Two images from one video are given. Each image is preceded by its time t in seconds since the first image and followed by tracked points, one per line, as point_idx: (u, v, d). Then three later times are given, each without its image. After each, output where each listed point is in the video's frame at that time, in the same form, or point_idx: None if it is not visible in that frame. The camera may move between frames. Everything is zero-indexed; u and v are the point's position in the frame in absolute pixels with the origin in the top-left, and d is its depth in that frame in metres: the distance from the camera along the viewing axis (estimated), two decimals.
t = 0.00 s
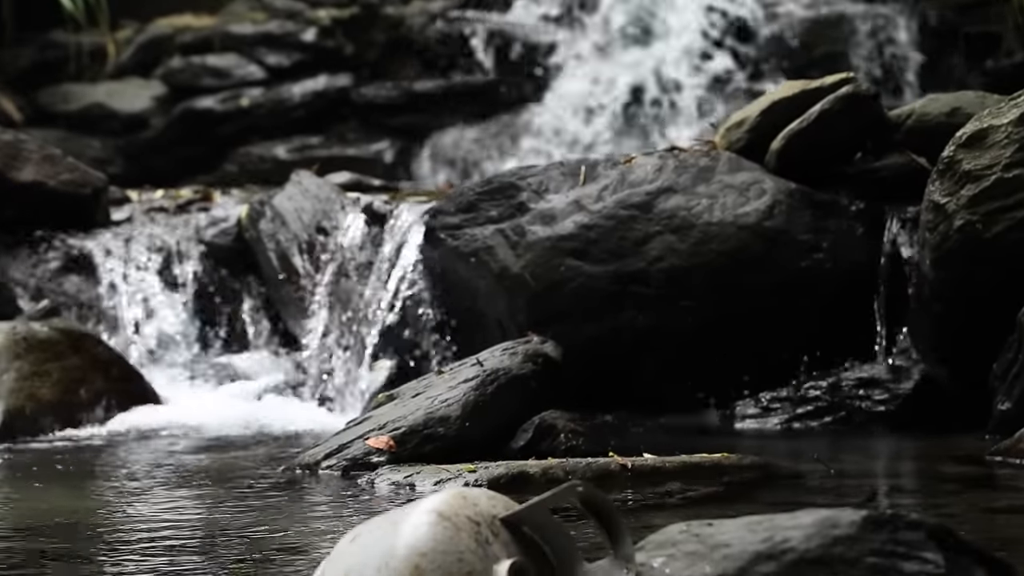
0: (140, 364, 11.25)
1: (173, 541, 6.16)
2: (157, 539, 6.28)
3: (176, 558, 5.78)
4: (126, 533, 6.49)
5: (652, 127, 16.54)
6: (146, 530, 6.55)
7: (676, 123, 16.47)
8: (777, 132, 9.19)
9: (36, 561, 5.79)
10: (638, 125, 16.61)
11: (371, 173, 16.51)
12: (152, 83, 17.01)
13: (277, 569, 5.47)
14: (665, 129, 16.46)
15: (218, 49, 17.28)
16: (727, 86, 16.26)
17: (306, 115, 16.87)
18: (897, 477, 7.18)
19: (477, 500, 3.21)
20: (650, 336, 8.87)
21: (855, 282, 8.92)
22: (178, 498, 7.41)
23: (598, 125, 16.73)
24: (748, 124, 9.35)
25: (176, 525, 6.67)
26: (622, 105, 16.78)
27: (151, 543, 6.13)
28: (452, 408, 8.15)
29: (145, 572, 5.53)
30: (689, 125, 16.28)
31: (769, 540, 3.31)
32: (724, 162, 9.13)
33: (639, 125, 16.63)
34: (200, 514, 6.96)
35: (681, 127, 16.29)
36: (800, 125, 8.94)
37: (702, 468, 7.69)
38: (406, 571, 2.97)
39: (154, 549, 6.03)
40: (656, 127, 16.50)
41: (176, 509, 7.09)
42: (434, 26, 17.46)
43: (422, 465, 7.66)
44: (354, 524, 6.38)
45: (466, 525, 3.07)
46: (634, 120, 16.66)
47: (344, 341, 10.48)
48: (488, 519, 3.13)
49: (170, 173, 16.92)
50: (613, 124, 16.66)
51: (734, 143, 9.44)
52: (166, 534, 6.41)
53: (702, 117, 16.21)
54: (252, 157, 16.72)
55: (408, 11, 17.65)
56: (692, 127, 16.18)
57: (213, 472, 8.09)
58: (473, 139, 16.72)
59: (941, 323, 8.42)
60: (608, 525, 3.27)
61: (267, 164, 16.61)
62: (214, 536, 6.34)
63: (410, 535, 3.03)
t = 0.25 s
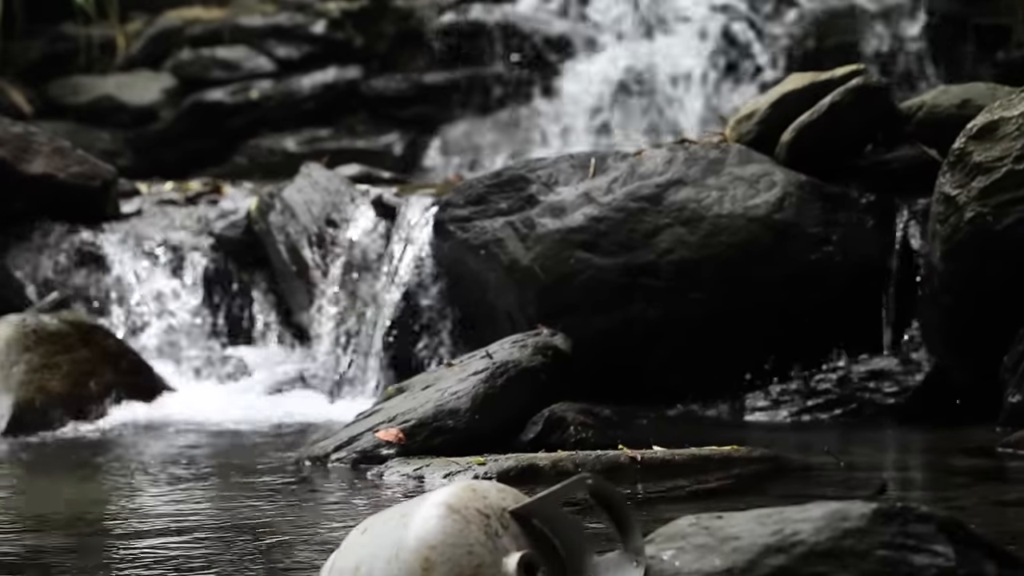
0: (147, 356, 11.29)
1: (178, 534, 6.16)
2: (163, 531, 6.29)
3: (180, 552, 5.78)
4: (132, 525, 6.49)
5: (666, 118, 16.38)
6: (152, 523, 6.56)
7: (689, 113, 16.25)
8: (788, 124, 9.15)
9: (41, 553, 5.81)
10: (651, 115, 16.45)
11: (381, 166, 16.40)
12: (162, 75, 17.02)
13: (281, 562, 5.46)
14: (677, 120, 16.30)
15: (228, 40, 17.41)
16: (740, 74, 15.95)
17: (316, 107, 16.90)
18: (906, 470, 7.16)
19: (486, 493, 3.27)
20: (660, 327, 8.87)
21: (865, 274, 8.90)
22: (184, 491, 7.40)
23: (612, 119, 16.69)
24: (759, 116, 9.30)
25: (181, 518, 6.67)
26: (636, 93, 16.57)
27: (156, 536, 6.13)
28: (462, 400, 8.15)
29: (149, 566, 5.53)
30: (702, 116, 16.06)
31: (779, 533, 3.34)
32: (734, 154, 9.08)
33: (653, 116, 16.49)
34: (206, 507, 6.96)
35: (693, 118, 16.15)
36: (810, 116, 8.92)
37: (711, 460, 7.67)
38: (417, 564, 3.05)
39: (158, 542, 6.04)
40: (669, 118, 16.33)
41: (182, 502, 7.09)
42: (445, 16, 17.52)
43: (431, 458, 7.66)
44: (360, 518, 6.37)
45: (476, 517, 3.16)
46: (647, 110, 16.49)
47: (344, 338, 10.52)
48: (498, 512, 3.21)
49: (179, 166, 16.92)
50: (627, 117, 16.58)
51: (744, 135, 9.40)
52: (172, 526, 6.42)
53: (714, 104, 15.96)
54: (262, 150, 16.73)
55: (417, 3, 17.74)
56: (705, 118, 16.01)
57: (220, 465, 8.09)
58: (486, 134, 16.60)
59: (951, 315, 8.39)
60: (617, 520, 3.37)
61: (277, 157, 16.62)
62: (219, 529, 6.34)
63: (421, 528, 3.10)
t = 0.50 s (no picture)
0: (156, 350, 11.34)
1: (186, 530, 6.14)
2: (171, 527, 6.27)
3: (187, 546, 5.76)
4: (139, 521, 6.48)
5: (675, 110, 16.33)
6: (160, 518, 6.54)
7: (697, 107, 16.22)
8: (797, 118, 9.13)
9: (47, 549, 5.80)
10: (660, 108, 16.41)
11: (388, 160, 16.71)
12: (171, 69, 16.99)
13: (290, 557, 5.44)
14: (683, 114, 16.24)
15: (236, 35, 17.34)
16: (746, 69, 16.00)
17: (324, 101, 16.89)
18: (914, 465, 7.15)
19: (493, 487, 3.27)
20: (669, 321, 8.87)
21: (873, 269, 8.91)
22: (192, 486, 7.39)
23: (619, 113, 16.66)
24: (767, 111, 9.27)
25: (190, 514, 6.66)
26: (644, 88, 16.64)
27: (163, 531, 6.11)
28: (470, 395, 8.13)
29: (157, 561, 5.51)
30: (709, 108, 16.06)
31: (788, 527, 3.45)
32: (742, 148, 9.07)
33: (661, 110, 16.47)
34: (214, 502, 6.95)
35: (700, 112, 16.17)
36: (818, 111, 8.90)
37: (719, 455, 7.65)
38: (425, 558, 3.09)
39: (166, 538, 6.02)
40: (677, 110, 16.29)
41: (190, 497, 7.07)
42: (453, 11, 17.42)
43: (439, 452, 7.65)
44: (368, 513, 6.36)
45: (483, 512, 3.17)
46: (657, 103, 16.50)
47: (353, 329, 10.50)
48: (505, 506, 3.21)
49: (186, 160, 16.91)
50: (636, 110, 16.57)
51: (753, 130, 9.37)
52: (180, 521, 6.41)
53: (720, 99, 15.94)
54: (270, 144, 16.83)
55: None
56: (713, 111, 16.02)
57: (229, 460, 8.08)
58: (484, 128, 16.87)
59: (962, 309, 8.37)
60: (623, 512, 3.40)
61: (284, 151, 16.73)
62: (228, 524, 6.33)
63: (428, 522, 3.14)
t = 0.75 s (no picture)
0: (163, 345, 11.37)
1: (194, 525, 6.15)
2: (179, 522, 6.28)
3: (191, 542, 5.77)
4: (147, 516, 6.48)
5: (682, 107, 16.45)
6: (168, 513, 6.55)
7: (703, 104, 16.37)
8: (804, 114, 9.10)
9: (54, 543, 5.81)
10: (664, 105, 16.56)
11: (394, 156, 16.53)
12: (177, 65, 17.06)
13: (298, 553, 5.44)
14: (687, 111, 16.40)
15: (243, 30, 17.33)
16: (752, 66, 16.03)
17: (331, 97, 16.83)
18: (922, 461, 7.14)
19: (501, 483, 3.17)
20: (676, 317, 8.87)
21: (882, 265, 8.89)
22: (201, 482, 7.39)
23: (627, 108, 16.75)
24: (774, 106, 9.24)
25: (198, 509, 6.66)
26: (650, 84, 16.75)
27: (171, 526, 6.11)
28: (477, 390, 8.14)
29: (165, 556, 5.51)
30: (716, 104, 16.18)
31: (795, 523, 3.49)
32: (749, 144, 9.05)
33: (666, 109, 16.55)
34: (222, 497, 6.95)
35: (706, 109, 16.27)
36: (826, 106, 8.88)
37: (726, 450, 7.65)
38: (432, 554, 3.01)
39: (173, 533, 6.02)
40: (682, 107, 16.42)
41: (198, 492, 7.07)
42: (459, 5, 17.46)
43: (446, 448, 7.64)
44: (375, 508, 6.35)
45: (491, 507, 3.07)
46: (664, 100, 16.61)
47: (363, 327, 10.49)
48: (513, 502, 3.11)
49: (193, 156, 16.93)
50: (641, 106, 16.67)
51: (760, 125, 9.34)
52: (188, 517, 6.41)
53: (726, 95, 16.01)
54: (276, 141, 16.74)
55: None
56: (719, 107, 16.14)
57: (238, 456, 8.08)
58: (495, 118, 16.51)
59: (968, 305, 8.42)
60: (632, 510, 3.29)
61: (291, 146, 16.65)
62: (235, 520, 6.33)
63: (435, 518, 3.05)
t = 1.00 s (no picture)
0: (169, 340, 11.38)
1: (201, 521, 6.13)
2: (187, 518, 6.27)
3: (197, 538, 5.76)
4: (154, 512, 6.47)
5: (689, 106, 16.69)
6: (175, 509, 6.53)
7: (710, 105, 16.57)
8: (812, 110, 9.09)
9: (61, 539, 5.79)
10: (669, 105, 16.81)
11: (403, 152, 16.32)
12: (185, 61, 16.99)
13: (306, 549, 5.43)
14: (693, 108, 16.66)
15: (250, 26, 17.19)
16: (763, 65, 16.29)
17: (338, 93, 16.62)
18: (931, 456, 7.15)
19: (508, 480, 3.20)
20: (684, 312, 8.86)
21: (890, 261, 8.89)
22: (209, 477, 7.39)
23: (634, 112, 17.01)
24: (782, 102, 9.24)
25: (205, 505, 6.65)
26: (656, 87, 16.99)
27: (179, 522, 6.10)
28: (485, 386, 8.13)
29: (173, 552, 5.49)
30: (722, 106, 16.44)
31: (803, 520, 3.47)
32: (757, 140, 9.04)
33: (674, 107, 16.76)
34: (229, 492, 6.94)
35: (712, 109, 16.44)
36: (834, 102, 8.88)
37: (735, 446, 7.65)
38: (440, 550, 3.01)
39: (181, 529, 6.00)
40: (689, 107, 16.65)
41: (206, 488, 7.06)
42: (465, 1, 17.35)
43: (454, 444, 7.64)
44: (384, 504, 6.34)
45: (499, 503, 3.09)
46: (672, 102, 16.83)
47: (369, 323, 10.32)
48: (522, 497, 3.14)
49: (200, 151, 16.86)
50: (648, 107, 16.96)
51: (768, 121, 9.34)
52: (196, 513, 6.40)
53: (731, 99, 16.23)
54: (285, 136, 16.62)
55: None
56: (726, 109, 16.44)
57: (246, 452, 8.06)
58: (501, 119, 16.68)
59: (976, 302, 8.35)
60: (637, 504, 3.34)
61: (299, 143, 16.51)
62: (243, 516, 6.31)
63: (443, 514, 3.05)
